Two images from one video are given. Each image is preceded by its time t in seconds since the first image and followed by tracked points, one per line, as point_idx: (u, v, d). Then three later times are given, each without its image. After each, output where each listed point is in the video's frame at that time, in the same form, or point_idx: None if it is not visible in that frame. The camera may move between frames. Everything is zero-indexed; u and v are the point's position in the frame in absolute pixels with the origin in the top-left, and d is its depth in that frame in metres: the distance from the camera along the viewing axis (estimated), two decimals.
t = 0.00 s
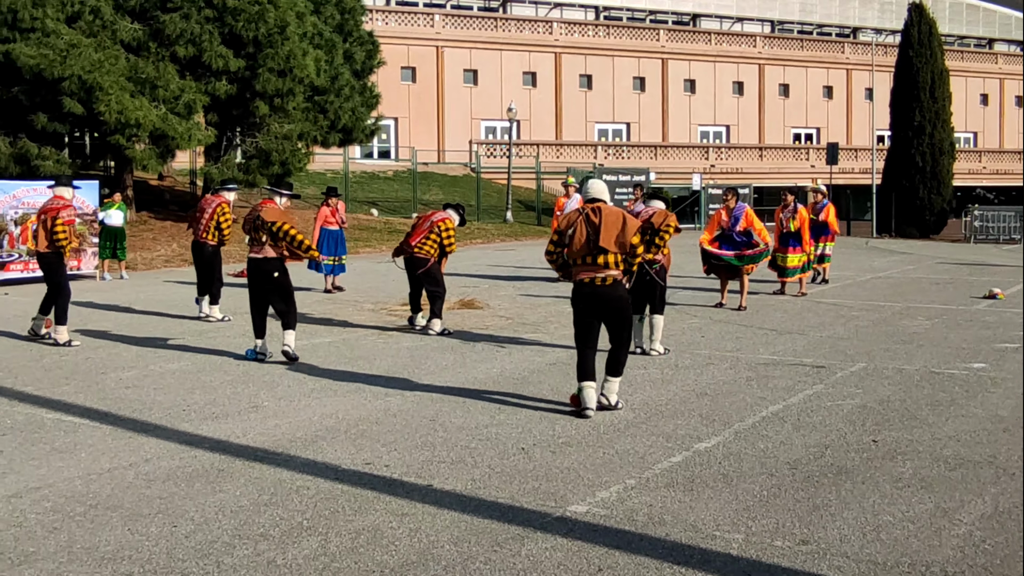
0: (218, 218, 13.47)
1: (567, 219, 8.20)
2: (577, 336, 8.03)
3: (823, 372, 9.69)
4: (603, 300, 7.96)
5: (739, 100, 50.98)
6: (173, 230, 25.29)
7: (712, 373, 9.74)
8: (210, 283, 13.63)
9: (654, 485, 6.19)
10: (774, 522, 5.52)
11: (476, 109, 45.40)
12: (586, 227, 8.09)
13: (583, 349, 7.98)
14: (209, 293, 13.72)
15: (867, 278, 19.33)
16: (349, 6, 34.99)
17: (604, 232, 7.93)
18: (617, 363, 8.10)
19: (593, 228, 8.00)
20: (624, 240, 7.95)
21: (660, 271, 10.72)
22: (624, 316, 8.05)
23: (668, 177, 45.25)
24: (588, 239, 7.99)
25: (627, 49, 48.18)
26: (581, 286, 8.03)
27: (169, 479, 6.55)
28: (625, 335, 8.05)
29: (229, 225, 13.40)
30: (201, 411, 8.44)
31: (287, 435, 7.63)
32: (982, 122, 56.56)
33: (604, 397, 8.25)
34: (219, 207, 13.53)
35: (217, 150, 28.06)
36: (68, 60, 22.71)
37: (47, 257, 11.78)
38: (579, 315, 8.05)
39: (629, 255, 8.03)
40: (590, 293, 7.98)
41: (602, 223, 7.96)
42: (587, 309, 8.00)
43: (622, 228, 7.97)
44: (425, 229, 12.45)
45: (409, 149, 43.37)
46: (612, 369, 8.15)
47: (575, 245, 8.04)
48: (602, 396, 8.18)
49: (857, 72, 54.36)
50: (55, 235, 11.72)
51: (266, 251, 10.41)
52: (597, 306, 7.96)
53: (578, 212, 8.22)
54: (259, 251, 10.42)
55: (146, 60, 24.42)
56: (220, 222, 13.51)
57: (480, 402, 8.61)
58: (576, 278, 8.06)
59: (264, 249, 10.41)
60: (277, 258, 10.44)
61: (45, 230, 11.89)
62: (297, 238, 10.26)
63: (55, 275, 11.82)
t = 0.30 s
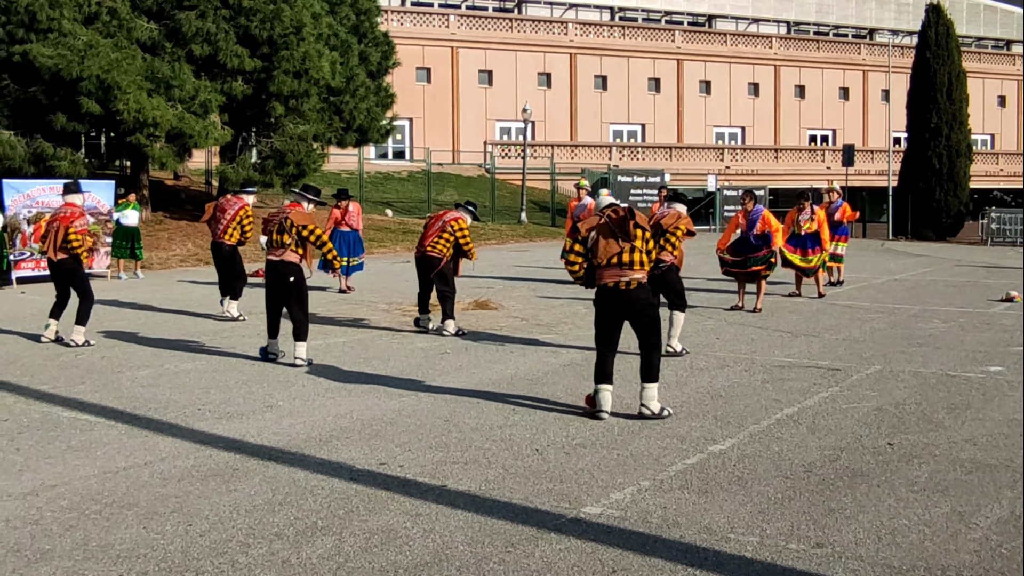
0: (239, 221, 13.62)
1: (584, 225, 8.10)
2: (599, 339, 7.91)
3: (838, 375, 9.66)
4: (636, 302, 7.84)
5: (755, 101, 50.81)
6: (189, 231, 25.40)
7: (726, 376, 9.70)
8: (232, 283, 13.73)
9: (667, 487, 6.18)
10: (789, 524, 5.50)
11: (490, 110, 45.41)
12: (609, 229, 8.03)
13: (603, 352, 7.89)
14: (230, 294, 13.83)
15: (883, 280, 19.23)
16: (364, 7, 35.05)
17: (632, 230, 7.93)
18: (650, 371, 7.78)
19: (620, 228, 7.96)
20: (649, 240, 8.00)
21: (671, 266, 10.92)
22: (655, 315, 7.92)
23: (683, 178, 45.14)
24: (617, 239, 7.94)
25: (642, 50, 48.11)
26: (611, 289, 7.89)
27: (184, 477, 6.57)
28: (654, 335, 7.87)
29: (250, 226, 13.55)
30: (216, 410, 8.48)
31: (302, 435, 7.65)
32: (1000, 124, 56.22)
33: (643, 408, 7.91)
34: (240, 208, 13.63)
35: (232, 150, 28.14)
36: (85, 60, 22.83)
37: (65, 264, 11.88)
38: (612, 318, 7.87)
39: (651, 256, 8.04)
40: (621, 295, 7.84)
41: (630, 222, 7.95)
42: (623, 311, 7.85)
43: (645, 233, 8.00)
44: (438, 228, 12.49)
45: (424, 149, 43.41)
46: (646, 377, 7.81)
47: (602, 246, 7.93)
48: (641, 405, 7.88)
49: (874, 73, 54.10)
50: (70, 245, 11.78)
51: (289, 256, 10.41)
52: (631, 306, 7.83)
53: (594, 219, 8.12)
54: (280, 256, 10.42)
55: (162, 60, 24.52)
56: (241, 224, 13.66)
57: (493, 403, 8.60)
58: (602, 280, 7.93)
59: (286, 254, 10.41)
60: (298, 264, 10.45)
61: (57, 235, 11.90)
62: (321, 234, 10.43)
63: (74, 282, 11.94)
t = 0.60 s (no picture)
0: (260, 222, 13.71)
1: (625, 222, 8.01)
2: (628, 339, 7.88)
3: (857, 377, 9.62)
4: (670, 307, 7.79)
5: (773, 102, 50.63)
6: (208, 231, 25.52)
7: (744, 378, 9.67)
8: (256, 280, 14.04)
9: (685, 489, 6.17)
10: (806, 527, 5.48)
11: (508, 110, 45.44)
12: (650, 231, 7.94)
13: (630, 352, 7.87)
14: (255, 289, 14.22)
15: (902, 283, 19.11)
16: (382, 9, 35.16)
17: (675, 236, 7.86)
18: (672, 379, 7.75)
19: (662, 231, 7.89)
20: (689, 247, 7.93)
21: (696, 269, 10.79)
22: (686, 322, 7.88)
23: (700, 179, 45.03)
24: (658, 243, 7.86)
25: (659, 51, 48.03)
26: (646, 291, 7.83)
27: (202, 477, 6.60)
28: (682, 342, 7.79)
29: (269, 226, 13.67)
30: (234, 410, 8.52)
31: (319, 435, 7.68)
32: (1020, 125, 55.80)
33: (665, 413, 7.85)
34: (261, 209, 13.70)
35: (251, 151, 28.26)
36: (105, 60, 22.96)
37: (79, 263, 11.88)
38: (643, 320, 7.83)
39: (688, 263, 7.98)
40: (656, 299, 7.79)
41: (673, 227, 7.89)
42: (656, 315, 7.80)
43: (685, 239, 7.93)
44: (450, 227, 12.51)
45: (442, 150, 43.47)
46: (667, 385, 7.77)
47: (642, 247, 7.85)
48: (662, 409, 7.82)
49: (893, 74, 53.82)
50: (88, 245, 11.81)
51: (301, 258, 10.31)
52: (664, 311, 7.78)
53: (636, 218, 8.04)
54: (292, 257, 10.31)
55: (181, 60, 24.64)
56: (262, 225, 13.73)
57: (511, 404, 8.60)
58: (637, 282, 7.87)
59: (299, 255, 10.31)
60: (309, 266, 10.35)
61: (71, 233, 11.89)
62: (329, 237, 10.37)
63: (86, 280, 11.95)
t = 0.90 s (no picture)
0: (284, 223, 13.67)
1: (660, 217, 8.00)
2: (650, 335, 7.89)
3: (875, 377, 9.58)
4: (694, 307, 7.75)
5: (792, 101, 50.44)
6: (227, 229, 25.65)
7: (762, 377, 9.64)
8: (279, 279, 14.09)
9: (702, 488, 6.15)
10: (824, 527, 5.46)
11: (525, 110, 45.45)
12: (683, 229, 7.92)
13: (652, 348, 7.88)
14: (275, 286, 14.30)
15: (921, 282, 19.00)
16: (400, 8, 35.23)
17: (707, 236, 7.81)
18: (691, 379, 7.70)
19: (694, 231, 7.86)
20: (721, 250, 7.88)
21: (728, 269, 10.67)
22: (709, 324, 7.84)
23: (718, 179, 44.91)
24: (690, 242, 7.83)
25: (677, 50, 47.91)
26: (672, 289, 7.82)
27: (221, 473, 6.64)
28: (704, 343, 7.77)
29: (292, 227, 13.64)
30: (253, 407, 8.57)
31: (337, 432, 7.71)
32: None
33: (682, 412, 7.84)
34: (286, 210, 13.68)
35: (269, 150, 28.37)
36: (123, 59, 23.10)
37: (89, 258, 11.91)
38: (665, 317, 7.82)
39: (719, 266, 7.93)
40: (681, 297, 7.77)
41: (707, 228, 7.84)
42: (679, 313, 7.77)
43: (719, 240, 7.88)
44: (466, 226, 12.51)
45: (459, 149, 43.52)
46: (686, 385, 7.74)
47: (673, 244, 7.84)
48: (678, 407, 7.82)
49: (913, 73, 53.53)
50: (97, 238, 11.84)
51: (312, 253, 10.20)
52: (687, 310, 7.75)
53: (671, 214, 8.02)
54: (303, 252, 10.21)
55: (200, 59, 24.77)
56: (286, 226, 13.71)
57: (528, 402, 8.60)
58: (663, 279, 7.86)
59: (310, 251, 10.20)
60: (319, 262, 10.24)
61: (82, 228, 11.91)
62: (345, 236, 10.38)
63: (94, 274, 11.99)
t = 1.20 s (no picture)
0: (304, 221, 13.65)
1: (682, 213, 8.00)
2: (666, 332, 7.92)
3: (894, 376, 9.54)
4: (710, 305, 7.75)
5: (810, 100, 50.24)
6: (246, 228, 25.76)
7: (780, 376, 9.61)
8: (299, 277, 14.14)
9: (721, 486, 6.15)
10: (843, 526, 5.46)
11: (543, 109, 45.43)
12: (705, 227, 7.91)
13: (668, 346, 7.90)
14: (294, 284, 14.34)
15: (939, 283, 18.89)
16: (418, 7, 35.28)
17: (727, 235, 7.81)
18: (707, 378, 7.71)
19: (715, 229, 7.86)
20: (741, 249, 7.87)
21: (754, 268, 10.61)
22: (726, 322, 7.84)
23: (736, 178, 44.76)
24: (710, 240, 7.83)
25: (695, 49, 47.80)
26: (688, 286, 7.82)
27: (240, 469, 6.70)
28: (721, 341, 7.77)
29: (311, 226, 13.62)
30: (272, 404, 8.61)
31: (355, 430, 7.74)
32: None
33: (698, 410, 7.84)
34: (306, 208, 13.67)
35: (287, 149, 28.48)
36: (142, 58, 23.26)
37: (109, 257, 11.95)
38: (682, 315, 7.84)
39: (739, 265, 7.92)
40: (698, 294, 7.77)
41: (727, 226, 7.84)
42: (696, 310, 7.78)
43: (740, 239, 7.86)
44: (494, 224, 12.54)
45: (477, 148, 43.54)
46: (701, 383, 7.76)
47: (692, 242, 7.84)
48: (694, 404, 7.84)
49: (932, 73, 53.20)
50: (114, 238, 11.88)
51: (331, 254, 10.20)
52: (704, 308, 7.75)
53: (693, 211, 8.02)
54: (322, 252, 10.22)
55: (219, 58, 24.90)
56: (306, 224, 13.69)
57: (545, 401, 8.61)
58: (681, 275, 7.87)
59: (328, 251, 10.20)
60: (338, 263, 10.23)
61: (102, 228, 11.97)
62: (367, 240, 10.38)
63: (113, 274, 12.02)
